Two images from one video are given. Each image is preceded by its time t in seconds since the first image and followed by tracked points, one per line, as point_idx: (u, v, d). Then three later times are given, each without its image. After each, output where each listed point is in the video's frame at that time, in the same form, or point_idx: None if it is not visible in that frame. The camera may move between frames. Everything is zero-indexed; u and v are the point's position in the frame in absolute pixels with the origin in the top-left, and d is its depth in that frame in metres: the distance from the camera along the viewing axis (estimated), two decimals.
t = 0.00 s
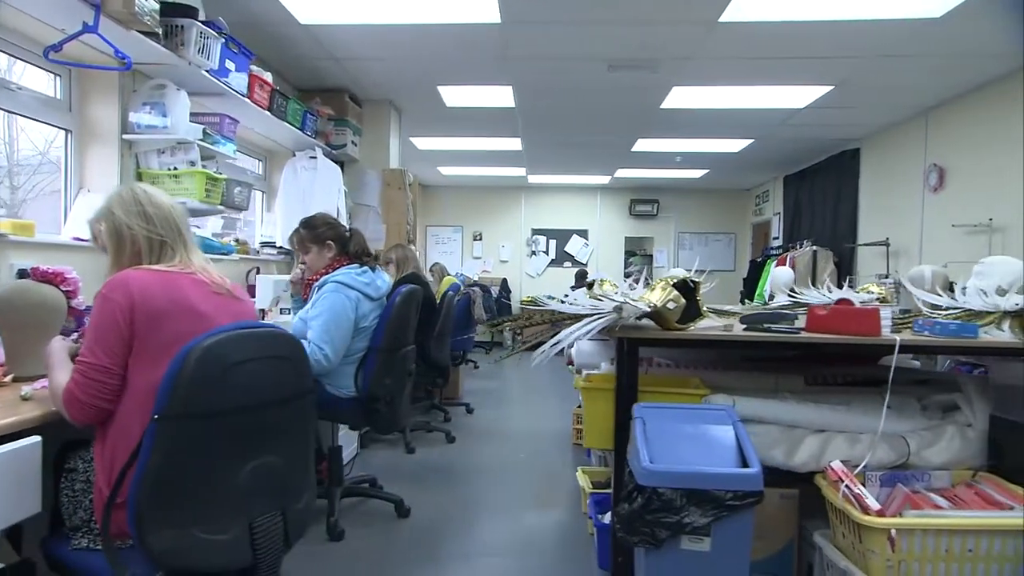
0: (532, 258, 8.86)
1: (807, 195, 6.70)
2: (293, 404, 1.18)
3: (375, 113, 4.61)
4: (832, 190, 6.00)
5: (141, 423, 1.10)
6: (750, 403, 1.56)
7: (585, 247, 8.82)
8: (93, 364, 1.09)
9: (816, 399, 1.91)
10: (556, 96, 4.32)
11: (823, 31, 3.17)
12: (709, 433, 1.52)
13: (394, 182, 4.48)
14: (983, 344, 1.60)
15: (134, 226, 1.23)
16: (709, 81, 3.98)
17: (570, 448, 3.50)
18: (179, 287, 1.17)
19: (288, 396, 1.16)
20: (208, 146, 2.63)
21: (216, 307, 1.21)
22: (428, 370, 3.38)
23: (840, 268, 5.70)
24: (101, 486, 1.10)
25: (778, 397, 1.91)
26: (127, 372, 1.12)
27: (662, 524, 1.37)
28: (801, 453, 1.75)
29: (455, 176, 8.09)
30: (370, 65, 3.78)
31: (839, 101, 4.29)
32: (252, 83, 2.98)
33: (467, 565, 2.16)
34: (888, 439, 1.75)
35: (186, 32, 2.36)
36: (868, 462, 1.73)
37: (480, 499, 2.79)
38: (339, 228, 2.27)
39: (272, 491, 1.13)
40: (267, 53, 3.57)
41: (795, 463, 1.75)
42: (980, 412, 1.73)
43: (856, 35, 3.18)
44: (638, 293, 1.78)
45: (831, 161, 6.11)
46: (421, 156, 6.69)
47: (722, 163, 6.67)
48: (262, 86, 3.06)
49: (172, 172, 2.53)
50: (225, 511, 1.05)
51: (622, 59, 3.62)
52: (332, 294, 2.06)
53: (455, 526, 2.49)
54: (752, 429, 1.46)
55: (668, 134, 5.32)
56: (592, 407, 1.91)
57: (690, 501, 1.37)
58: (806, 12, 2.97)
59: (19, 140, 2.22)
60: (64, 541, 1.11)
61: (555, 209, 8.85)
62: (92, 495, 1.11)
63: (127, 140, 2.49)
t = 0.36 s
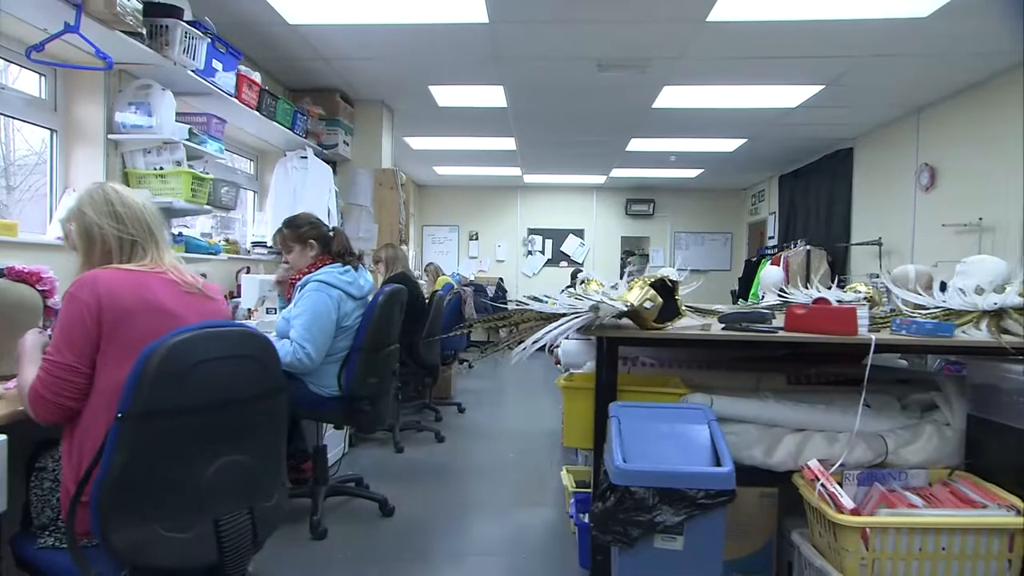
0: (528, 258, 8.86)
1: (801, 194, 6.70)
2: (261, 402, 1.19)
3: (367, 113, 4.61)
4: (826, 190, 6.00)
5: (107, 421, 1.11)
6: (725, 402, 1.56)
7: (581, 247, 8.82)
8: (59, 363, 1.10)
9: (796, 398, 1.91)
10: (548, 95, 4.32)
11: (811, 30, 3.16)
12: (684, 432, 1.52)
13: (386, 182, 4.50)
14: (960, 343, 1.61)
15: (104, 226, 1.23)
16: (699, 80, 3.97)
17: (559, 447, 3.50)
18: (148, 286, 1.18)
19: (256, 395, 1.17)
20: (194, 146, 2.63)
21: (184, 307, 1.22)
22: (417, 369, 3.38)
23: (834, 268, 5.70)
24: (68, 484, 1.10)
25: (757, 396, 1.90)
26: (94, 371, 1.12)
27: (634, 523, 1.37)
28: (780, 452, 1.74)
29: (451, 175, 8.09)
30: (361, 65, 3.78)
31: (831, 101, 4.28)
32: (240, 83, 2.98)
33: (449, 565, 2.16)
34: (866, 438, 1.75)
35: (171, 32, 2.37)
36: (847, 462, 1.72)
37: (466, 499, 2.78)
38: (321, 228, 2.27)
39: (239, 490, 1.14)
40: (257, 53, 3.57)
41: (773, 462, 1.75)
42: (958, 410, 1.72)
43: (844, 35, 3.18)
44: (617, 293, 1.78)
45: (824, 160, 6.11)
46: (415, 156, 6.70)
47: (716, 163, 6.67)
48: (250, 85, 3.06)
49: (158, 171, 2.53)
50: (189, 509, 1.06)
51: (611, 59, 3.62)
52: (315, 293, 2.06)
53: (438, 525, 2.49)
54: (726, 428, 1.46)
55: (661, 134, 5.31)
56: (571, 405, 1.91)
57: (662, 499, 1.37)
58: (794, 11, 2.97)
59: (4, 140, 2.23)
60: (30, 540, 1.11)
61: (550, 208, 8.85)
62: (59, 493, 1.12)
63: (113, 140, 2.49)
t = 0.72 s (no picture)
0: (524, 257, 8.85)
1: (795, 193, 6.70)
2: (230, 402, 1.19)
3: (358, 112, 4.60)
4: (820, 189, 6.00)
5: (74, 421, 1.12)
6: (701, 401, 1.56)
7: (578, 246, 8.81)
8: (26, 362, 1.10)
9: (776, 397, 1.91)
10: (539, 95, 4.32)
11: (799, 30, 3.16)
12: (659, 430, 1.53)
13: (379, 181, 4.51)
14: (938, 342, 1.61)
15: (76, 226, 1.24)
16: (690, 79, 3.97)
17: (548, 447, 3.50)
18: (118, 286, 1.19)
19: (225, 394, 1.18)
20: (181, 146, 2.63)
21: (155, 307, 1.23)
22: (406, 368, 3.39)
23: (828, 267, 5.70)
24: (34, 483, 1.11)
25: (737, 395, 1.91)
26: (62, 371, 1.13)
27: (607, 522, 1.37)
28: (758, 451, 1.74)
29: (447, 175, 8.09)
30: (351, 65, 3.78)
31: (822, 100, 4.28)
32: (228, 82, 2.99)
33: (432, 564, 2.16)
34: (846, 437, 1.75)
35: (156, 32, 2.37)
36: (825, 461, 1.72)
37: (453, 498, 2.79)
38: (301, 228, 2.28)
39: (206, 489, 1.15)
40: (248, 53, 3.58)
41: (752, 461, 1.74)
42: (937, 409, 1.74)
43: (833, 34, 3.18)
44: (595, 292, 1.78)
45: (818, 159, 6.11)
46: (410, 156, 6.70)
47: (710, 162, 6.67)
48: (238, 85, 3.07)
49: (144, 171, 2.53)
50: (154, 508, 1.07)
51: (601, 58, 3.62)
52: (295, 293, 2.08)
53: (423, 524, 2.49)
54: (701, 426, 1.46)
55: (654, 133, 5.31)
56: (552, 405, 1.92)
57: (635, 498, 1.37)
58: (781, 11, 2.97)
59: None
60: None
61: (546, 208, 8.85)
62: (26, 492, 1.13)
63: (99, 140, 2.49)
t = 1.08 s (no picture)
0: (520, 257, 8.86)
1: (790, 193, 6.69)
2: (196, 401, 1.21)
3: (350, 112, 4.60)
4: (814, 188, 6.00)
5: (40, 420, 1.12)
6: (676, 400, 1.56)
7: (574, 246, 8.81)
8: None
9: (755, 396, 1.91)
10: (530, 95, 4.33)
11: (786, 29, 3.16)
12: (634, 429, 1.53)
13: (371, 181, 4.51)
14: (914, 341, 1.61)
15: (46, 226, 1.24)
16: (680, 78, 3.97)
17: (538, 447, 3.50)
18: (87, 286, 1.19)
19: (192, 394, 1.20)
20: (166, 147, 2.64)
21: (125, 307, 1.23)
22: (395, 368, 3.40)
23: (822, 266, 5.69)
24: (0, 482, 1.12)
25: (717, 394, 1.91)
26: (29, 370, 1.14)
27: (579, 520, 1.38)
28: (736, 449, 1.74)
29: (442, 175, 8.10)
30: (342, 65, 3.79)
31: (813, 98, 4.28)
32: (215, 83, 2.99)
33: (415, 562, 2.16)
34: (824, 436, 1.75)
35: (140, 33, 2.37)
36: (802, 459, 1.72)
37: (440, 497, 2.79)
38: (281, 228, 2.30)
39: (173, 487, 1.16)
40: (237, 53, 3.58)
41: (730, 459, 1.75)
42: (914, 407, 1.75)
43: (820, 33, 3.18)
44: (572, 291, 1.78)
45: (812, 158, 6.10)
46: (404, 156, 6.70)
47: (704, 161, 6.67)
48: (226, 86, 3.07)
49: (129, 172, 2.53)
50: (118, 507, 1.08)
51: (590, 58, 3.62)
52: (275, 293, 2.11)
53: (408, 523, 2.49)
54: (674, 425, 1.46)
55: (647, 133, 5.31)
56: (532, 404, 1.92)
57: (607, 497, 1.37)
58: (766, 10, 2.98)
59: None
60: None
61: (542, 208, 8.86)
62: None
63: (84, 140, 2.49)
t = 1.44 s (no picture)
0: (516, 257, 8.86)
1: (784, 192, 6.69)
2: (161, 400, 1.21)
3: (342, 112, 4.61)
4: (807, 188, 5.99)
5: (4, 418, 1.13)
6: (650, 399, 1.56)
7: (570, 246, 8.81)
8: None
9: (734, 396, 1.91)
10: (521, 95, 4.33)
11: (773, 29, 3.17)
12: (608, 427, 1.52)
13: (362, 181, 4.52)
14: (890, 340, 1.61)
15: (16, 226, 1.25)
16: (669, 78, 3.97)
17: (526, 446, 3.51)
18: (54, 286, 1.20)
19: (158, 393, 1.21)
20: (151, 147, 2.64)
21: (93, 307, 1.24)
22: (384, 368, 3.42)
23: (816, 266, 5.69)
24: None
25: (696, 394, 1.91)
26: None
27: (550, 519, 1.38)
28: (713, 449, 1.74)
29: (438, 175, 8.10)
30: (332, 65, 3.79)
31: (804, 98, 4.28)
32: (203, 83, 2.99)
33: (396, 562, 2.16)
34: (801, 435, 1.75)
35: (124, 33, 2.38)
36: (779, 458, 1.73)
37: (425, 497, 2.79)
38: (263, 228, 2.32)
39: (138, 486, 1.16)
40: (226, 54, 3.59)
41: (707, 459, 1.74)
42: (891, 406, 1.76)
43: (807, 33, 3.19)
44: (549, 291, 1.78)
45: (806, 158, 6.10)
46: (399, 156, 6.70)
47: (699, 161, 6.67)
48: (214, 86, 3.07)
49: (115, 172, 2.52)
50: (81, 506, 1.08)
51: (579, 58, 3.62)
52: (257, 293, 2.13)
53: (392, 523, 2.49)
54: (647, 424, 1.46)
55: (639, 133, 5.31)
56: (511, 404, 1.93)
57: (578, 496, 1.37)
58: (753, 10, 2.98)
59: None
60: None
61: (538, 208, 8.86)
62: None
63: (69, 140, 2.49)
